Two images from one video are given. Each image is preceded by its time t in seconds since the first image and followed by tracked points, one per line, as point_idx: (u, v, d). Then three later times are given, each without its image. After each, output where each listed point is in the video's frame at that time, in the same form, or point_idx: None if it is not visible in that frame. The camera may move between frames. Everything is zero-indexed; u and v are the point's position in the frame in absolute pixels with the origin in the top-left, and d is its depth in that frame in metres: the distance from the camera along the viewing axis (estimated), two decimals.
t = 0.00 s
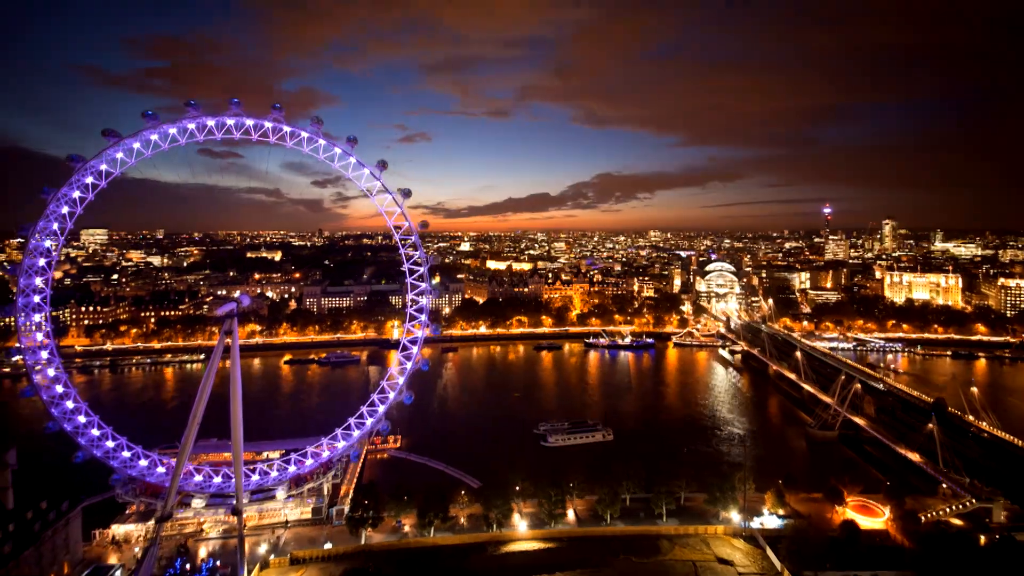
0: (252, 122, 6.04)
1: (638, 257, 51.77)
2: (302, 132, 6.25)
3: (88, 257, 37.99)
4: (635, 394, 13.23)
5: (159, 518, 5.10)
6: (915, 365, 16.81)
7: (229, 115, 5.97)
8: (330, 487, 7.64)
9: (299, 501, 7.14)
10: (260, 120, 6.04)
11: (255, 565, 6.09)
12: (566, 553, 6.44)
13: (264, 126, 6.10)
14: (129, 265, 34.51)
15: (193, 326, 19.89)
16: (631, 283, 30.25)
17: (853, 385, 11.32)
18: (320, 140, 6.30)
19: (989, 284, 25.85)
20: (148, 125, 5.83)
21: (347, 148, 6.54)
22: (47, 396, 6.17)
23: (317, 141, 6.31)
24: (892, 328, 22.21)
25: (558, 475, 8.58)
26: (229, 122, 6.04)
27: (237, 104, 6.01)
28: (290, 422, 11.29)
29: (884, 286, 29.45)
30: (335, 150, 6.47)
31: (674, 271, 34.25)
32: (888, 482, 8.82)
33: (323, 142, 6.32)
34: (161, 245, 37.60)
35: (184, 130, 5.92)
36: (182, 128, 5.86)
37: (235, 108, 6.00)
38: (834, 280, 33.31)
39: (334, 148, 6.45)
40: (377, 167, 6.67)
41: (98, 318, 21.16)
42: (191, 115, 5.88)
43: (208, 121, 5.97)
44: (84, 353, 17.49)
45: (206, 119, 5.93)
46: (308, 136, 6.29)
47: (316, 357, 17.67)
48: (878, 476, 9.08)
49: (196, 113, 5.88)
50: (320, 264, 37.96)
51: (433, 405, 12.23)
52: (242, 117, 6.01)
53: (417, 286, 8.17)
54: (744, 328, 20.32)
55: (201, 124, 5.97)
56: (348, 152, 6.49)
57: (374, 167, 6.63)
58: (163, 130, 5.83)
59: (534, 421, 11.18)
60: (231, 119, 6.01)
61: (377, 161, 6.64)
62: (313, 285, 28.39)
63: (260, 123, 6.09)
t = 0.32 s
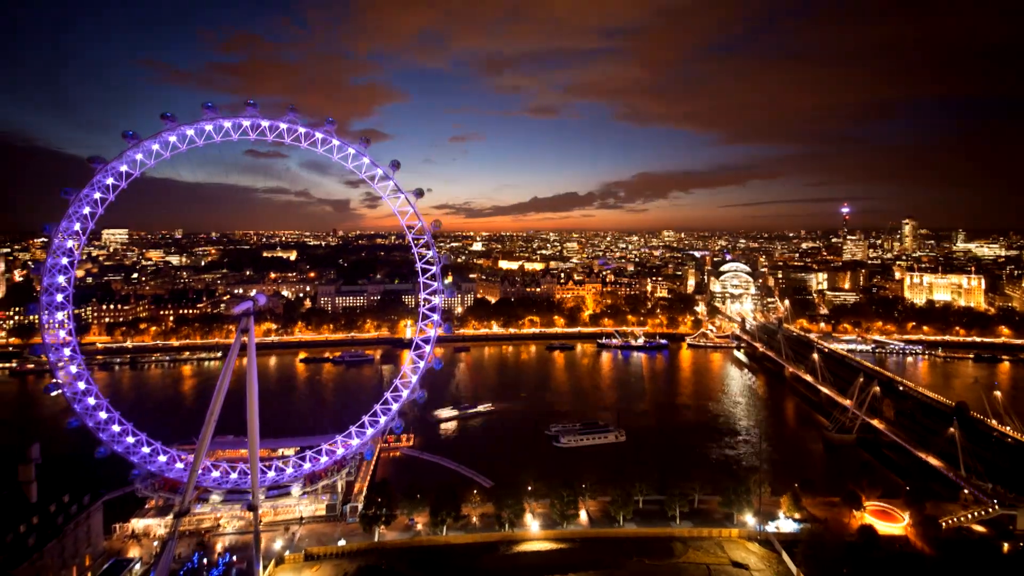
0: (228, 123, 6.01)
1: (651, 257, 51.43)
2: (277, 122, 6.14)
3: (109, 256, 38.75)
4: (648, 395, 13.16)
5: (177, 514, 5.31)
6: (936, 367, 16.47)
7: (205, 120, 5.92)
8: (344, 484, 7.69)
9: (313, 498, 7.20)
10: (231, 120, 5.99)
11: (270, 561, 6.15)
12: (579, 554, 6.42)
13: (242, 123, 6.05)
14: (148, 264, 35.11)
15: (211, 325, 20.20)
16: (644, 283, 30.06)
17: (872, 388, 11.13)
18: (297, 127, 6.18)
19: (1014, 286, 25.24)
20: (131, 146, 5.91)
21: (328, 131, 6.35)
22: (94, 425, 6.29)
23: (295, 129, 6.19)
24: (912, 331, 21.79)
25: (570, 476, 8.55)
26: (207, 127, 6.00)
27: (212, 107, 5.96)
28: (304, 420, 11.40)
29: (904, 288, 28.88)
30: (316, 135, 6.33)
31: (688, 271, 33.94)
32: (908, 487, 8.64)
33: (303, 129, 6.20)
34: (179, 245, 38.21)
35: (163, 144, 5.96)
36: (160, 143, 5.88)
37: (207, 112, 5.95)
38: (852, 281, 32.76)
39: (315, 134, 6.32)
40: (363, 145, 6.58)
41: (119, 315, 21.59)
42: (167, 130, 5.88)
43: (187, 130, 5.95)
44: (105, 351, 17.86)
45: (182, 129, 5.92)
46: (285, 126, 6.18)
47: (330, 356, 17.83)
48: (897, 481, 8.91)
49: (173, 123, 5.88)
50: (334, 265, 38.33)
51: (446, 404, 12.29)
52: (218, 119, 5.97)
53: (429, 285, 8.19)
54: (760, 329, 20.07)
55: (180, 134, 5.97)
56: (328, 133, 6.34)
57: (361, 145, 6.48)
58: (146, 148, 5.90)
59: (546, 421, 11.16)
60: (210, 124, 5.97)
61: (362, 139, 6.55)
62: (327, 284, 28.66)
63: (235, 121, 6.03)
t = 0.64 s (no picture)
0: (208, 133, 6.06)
1: (665, 257, 51.10)
2: (253, 121, 6.12)
3: (128, 255, 39.48)
4: (661, 396, 13.09)
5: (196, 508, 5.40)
6: (957, 370, 16.12)
7: (186, 132, 5.98)
8: (357, 482, 7.76)
9: (328, 495, 7.28)
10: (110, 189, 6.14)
11: (285, 556, 6.23)
12: (592, 556, 6.39)
13: (223, 129, 6.08)
14: (167, 264, 35.72)
15: (228, 323, 20.52)
16: (657, 284, 29.88)
17: (891, 391, 10.94)
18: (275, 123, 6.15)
19: None
20: (120, 171, 6.11)
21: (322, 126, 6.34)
22: (142, 447, 6.48)
23: (300, 129, 6.25)
24: (933, 332, 21.35)
25: (583, 477, 8.52)
26: (190, 140, 6.09)
27: (93, 192, 6.15)
28: (319, 417, 11.52)
29: (924, 289, 28.32)
30: (294, 126, 6.27)
31: (702, 271, 33.60)
32: (928, 492, 8.47)
33: (281, 124, 6.17)
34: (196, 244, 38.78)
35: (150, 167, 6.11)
36: (125, 183, 6.08)
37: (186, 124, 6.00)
38: (870, 281, 32.21)
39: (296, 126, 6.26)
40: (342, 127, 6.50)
41: (139, 313, 22.01)
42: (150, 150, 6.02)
43: (171, 145, 6.05)
44: (125, 348, 18.21)
45: (162, 146, 6.03)
46: (264, 124, 6.17)
47: (344, 355, 17.98)
48: (917, 486, 8.74)
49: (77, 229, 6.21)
50: (348, 264, 38.66)
51: (458, 403, 12.35)
52: (199, 129, 6.01)
53: (442, 284, 8.23)
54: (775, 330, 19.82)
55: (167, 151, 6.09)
56: (307, 122, 6.25)
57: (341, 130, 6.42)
58: (123, 183, 6.12)
59: (558, 421, 11.16)
60: (174, 143, 6.04)
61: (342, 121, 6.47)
62: (341, 283, 28.91)
63: (213, 128, 6.05)
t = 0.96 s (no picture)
0: (198, 146, 6.17)
1: (679, 258, 50.66)
2: (236, 128, 6.17)
3: (148, 255, 40.21)
4: (675, 397, 12.99)
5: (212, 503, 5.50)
6: (980, 374, 15.75)
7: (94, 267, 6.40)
8: (371, 480, 7.82)
9: (341, 492, 7.34)
10: (110, 218, 6.30)
11: (300, 552, 6.29)
12: (605, 557, 6.36)
13: (210, 139, 6.15)
14: (186, 263, 36.36)
15: (245, 321, 20.83)
16: (671, 284, 29.67)
17: (911, 394, 10.73)
18: (261, 125, 6.18)
19: None
20: (119, 198, 6.32)
21: (325, 124, 6.33)
22: (188, 458, 6.66)
23: (295, 127, 6.25)
24: (955, 335, 20.87)
25: (595, 478, 8.50)
26: (180, 155, 6.22)
27: (96, 222, 6.34)
28: (332, 415, 11.62)
29: (945, 290, 27.72)
30: (280, 125, 6.25)
31: (717, 272, 33.21)
32: (949, 497, 8.30)
33: (283, 125, 6.22)
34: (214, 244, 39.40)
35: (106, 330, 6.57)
36: (127, 208, 6.29)
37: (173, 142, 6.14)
38: (890, 283, 31.61)
39: (281, 125, 6.26)
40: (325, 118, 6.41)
41: (158, 312, 22.42)
42: (119, 203, 6.31)
43: (163, 163, 6.24)
44: (145, 346, 18.56)
45: (133, 191, 6.33)
46: (250, 127, 6.20)
47: (358, 353, 18.13)
48: (937, 491, 8.56)
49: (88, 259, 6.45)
50: (362, 264, 38.98)
51: (470, 402, 12.39)
52: (188, 143, 6.13)
53: (455, 283, 8.23)
54: (792, 332, 19.54)
55: (161, 170, 6.31)
56: (291, 120, 6.21)
57: (327, 121, 6.34)
58: (124, 208, 6.30)
59: (570, 421, 11.14)
60: (166, 160, 6.24)
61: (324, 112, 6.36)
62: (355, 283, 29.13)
63: (202, 140, 6.15)
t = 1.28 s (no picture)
0: (188, 164, 6.36)
1: (693, 258, 50.14)
2: (218, 141, 6.28)
3: (167, 254, 40.92)
4: (689, 399, 12.88)
5: (229, 499, 5.59)
6: (1004, 377, 15.37)
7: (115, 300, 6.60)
8: (384, 478, 7.88)
9: (355, 490, 7.40)
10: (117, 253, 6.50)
11: (314, 549, 6.36)
12: (618, 558, 6.32)
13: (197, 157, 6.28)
14: (203, 262, 36.89)
15: (260, 320, 21.09)
16: (685, 284, 29.41)
17: (932, 397, 10.51)
18: (241, 132, 6.22)
19: None
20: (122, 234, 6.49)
21: (305, 120, 6.30)
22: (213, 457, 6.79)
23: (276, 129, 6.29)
24: (977, 337, 20.39)
25: (607, 479, 8.45)
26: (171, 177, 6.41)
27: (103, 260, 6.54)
28: (346, 413, 11.71)
29: (967, 292, 27.09)
30: (261, 129, 6.29)
31: (731, 272, 32.82)
32: (971, 503, 8.12)
33: (263, 129, 6.28)
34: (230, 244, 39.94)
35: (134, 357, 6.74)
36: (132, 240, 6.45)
37: (136, 196, 6.41)
38: (910, 284, 30.93)
39: (245, 132, 6.26)
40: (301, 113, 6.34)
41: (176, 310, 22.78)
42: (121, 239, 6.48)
43: (157, 190, 6.42)
44: (163, 343, 18.88)
45: (133, 222, 6.47)
46: (233, 137, 6.26)
47: (371, 352, 18.25)
48: (958, 497, 8.38)
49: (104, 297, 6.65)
50: (375, 264, 39.19)
51: (483, 402, 12.41)
52: (176, 163, 6.34)
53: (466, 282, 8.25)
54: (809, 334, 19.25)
55: (156, 197, 6.48)
56: (269, 122, 6.22)
57: (303, 117, 6.30)
58: (129, 239, 6.47)
59: (583, 421, 11.10)
60: (159, 187, 6.42)
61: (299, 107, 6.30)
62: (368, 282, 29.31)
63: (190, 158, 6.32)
